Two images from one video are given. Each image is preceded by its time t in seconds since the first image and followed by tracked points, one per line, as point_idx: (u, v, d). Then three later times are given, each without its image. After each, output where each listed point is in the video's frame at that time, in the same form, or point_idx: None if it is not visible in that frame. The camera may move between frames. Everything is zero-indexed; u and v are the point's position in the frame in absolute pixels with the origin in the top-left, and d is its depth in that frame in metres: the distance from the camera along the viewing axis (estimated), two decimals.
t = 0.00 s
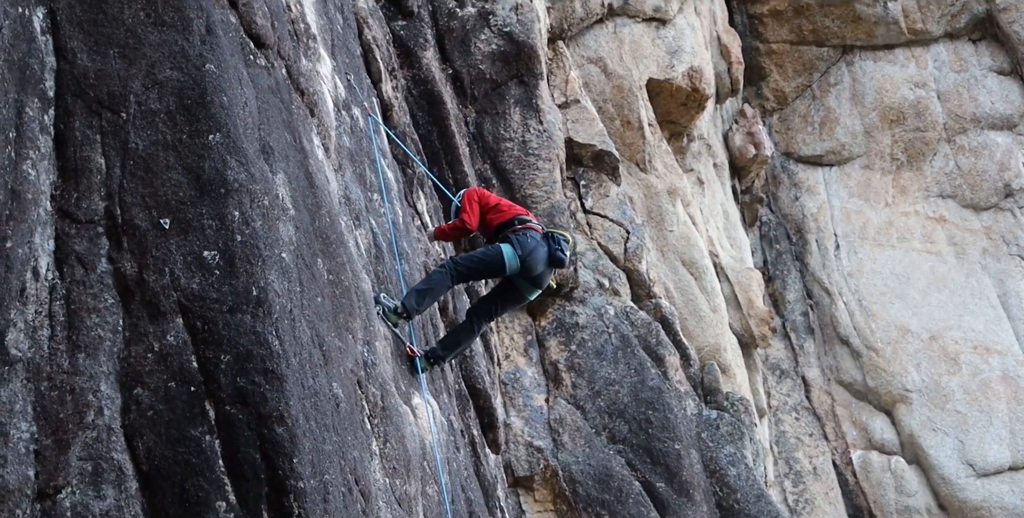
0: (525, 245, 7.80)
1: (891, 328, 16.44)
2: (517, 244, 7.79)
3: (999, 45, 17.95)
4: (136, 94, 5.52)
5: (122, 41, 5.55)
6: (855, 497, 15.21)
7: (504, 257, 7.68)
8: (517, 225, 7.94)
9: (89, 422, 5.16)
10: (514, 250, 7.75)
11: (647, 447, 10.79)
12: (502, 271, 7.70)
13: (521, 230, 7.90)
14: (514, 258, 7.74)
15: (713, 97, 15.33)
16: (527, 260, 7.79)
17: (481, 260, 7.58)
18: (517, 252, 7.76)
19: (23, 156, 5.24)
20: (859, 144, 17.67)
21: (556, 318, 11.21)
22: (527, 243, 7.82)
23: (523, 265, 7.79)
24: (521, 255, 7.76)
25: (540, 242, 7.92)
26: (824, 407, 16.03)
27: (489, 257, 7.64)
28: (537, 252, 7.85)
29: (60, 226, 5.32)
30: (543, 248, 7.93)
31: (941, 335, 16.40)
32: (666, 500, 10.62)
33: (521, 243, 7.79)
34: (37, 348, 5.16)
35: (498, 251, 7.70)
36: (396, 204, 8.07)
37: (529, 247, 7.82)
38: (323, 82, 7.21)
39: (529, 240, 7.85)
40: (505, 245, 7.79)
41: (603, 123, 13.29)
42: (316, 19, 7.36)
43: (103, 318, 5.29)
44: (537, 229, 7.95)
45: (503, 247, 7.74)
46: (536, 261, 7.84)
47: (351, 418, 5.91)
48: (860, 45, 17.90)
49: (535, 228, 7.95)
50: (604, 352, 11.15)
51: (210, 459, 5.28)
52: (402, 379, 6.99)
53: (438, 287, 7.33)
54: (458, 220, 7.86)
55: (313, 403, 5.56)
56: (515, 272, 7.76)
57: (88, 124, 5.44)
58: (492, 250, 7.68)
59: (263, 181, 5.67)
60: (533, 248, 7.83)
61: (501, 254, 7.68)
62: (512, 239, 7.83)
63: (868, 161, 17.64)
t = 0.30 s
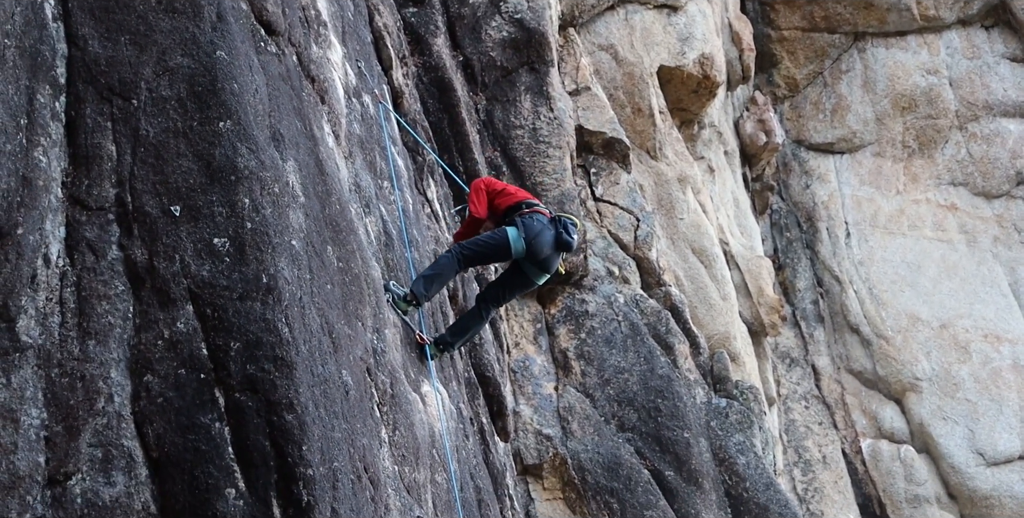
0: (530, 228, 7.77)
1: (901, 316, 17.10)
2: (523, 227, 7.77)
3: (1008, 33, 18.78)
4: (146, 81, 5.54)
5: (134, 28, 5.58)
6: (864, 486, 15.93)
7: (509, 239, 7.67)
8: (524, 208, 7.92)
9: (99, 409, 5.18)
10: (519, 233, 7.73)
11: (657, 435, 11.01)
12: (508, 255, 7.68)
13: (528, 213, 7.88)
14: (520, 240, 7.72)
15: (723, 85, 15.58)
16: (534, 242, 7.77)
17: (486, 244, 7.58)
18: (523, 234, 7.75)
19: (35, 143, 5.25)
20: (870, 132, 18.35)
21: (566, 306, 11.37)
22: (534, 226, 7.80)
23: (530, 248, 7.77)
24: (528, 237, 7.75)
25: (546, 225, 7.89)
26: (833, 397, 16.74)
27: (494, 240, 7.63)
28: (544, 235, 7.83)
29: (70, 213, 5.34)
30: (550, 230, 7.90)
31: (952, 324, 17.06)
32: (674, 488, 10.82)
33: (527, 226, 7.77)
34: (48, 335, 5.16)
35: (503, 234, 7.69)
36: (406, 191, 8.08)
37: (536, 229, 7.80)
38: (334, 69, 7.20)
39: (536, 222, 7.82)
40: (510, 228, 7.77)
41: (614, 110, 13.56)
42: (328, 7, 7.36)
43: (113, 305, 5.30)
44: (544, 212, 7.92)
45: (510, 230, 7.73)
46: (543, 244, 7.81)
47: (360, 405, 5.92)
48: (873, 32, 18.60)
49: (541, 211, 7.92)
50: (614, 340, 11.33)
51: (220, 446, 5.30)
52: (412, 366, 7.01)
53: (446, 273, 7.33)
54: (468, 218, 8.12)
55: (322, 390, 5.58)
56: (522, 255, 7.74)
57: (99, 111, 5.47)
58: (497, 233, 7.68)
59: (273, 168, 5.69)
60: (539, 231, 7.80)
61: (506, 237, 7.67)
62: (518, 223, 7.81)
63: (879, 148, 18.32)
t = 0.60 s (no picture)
0: (526, 220, 8.02)
1: (886, 306, 20.28)
2: (518, 220, 8.01)
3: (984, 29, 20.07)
4: (155, 84, 5.76)
5: (143, 33, 5.79)
6: (851, 470, 19.04)
7: (505, 232, 7.89)
8: (521, 201, 8.22)
9: (113, 401, 5.36)
10: (515, 226, 7.97)
11: (651, 423, 12.00)
12: (505, 247, 7.90)
13: (524, 207, 8.16)
14: (516, 232, 7.94)
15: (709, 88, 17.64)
16: (530, 235, 7.99)
17: (483, 237, 7.79)
18: (518, 227, 7.99)
19: (48, 145, 5.44)
20: (856, 127, 21.87)
21: (562, 298, 12.55)
22: (529, 218, 8.04)
23: (525, 241, 7.99)
24: (523, 229, 7.98)
25: (542, 218, 8.13)
26: (819, 386, 19.92)
27: (491, 234, 7.86)
28: (539, 228, 8.05)
29: (84, 212, 5.55)
30: (545, 223, 8.13)
31: (934, 313, 20.15)
32: (667, 472, 11.75)
33: (523, 218, 8.02)
34: (64, 330, 5.34)
35: (499, 228, 7.92)
36: (408, 188, 8.32)
37: (531, 222, 8.04)
38: (337, 71, 7.38)
39: (532, 215, 8.08)
40: (507, 221, 8.02)
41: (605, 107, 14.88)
42: (330, 10, 7.56)
43: (126, 301, 5.51)
44: (540, 206, 8.19)
45: (505, 223, 7.96)
46: (539, 236, 8.03)
47: (365, 396, 6.14)
48: (858, 32, 22.08)
49: (538, 205, 8.19)
50: (609, 330, 12.47)
51: (231, 435, 5.51)
52: (415, 357, 7.23)
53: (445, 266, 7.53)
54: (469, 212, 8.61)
55: (327, 381, 5.78)
56: (518, 247, 7.96)
57: (109, 113, 5.68)
58: (493, 227, 7.91)
59: (279, 167, 5.92)
60: (534, 224, 8.04)
61: (502, 229, 7.90)
62: (514, 216, 8.06)
63: (864, 143, 21.85)
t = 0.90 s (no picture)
0: (527, 222, 8.96)
1: (834, 294, 21.31)
2: (520, 222, 8.96)
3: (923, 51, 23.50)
4: (206, 105, 6.74)
5: (195, 61, 6.78)
6: (805, 434, 19.67)
7: (508, 232, 8.83)
8: (522, 206, 9.20)
9: (172, 378, 6.20)
10: (516, 226, 8.92)
11: (633, 396, 12.99)
12: (508, 245, 8.84)
13: (524, 211, 9.13)
14: (518, 232, 8.88)
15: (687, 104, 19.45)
16: (530, 234, 8.93)
17: (489, 237, 8.73)
18: (520, 228, 8.93)
19: (114, 158, 6.35)
20: (808, 141, 23.44)
21: (557, 289, 13.71)
22: (529, 220, 8.99)
23: (526, 240, 8.92)
24: (524, 229, 8.93)
25: (540, 220, 9.08)
26: (777, 359, 20.96)
27: (496, 234, 8.80)
28: (538, 228, 9.00)
29: (145, 216, 6.45)
30: (543, 224, 9.09)
31: (876, 300, 21.07)
32: (648, 437, 12.71)
33: (523, 220, 8.96)
34: (128, 316, 6.21)
35: (503, 228, 8.86)
36: (423, 194, 9.30)
37: (531, 223, 8.99)
38: (361, 94, 8.40)
39: (531, 218, 9.03)
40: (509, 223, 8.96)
41: (595, 125, 16.69)
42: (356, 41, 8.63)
43: (182, 291, 6.41)
44: (538, 209, 9.15)
45: (508, 225, 8.90)
46: (538, 236, 8.97)
47: (388, 372, 7.15)
48: (810, 59, 23.92)
49: (536, 208, 9.16)
50: (597, 315, 13.59)
51: (272, 407, 6.39)
52: (429, 339, 8.19)
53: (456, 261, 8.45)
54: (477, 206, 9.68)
55: (353, 360, 6.77)
56: (520, 245, 8.90)
57: (167, 130, 6.62)
58: (498, 228, 8.85)
59: (311, 176, 6.97)
60: (534, 225, 8.98)
61: (505, 230, 8.84)
62: (516, 219, 9.01)
63: (816, 155, 23.31)
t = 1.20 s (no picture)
0: (519, 228, 10.62)
1: (764, 288, 22.92)
2: (514, 228, 10.61)
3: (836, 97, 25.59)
4: (261, 133, 8.49)
5: (252, 98, 8.57)
6: (738, 399, 21.43)
7: (504, 236, 10.48)
8: (515, 214, 10.84)
9: (231, 351, 7.78)
10: (511, 232, 10.57)
11: (601, 365, 14.68)
12: (504, 247, 10.49)
13: (517, 218, 10.78)
14: (512, 237, 10.53)
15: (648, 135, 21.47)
16: (522, 238, 10.59)
17: (489, 241, 10.37)
18: (514, 233, 10.59)
19: (187, 175, 8.12)
20: (744, 165, 25.10)
21: (541, 281, 15.66)
22: (521, 227, 10.64)
23: (519, 243, 10.58)
24: (517, 234, 10.58)
25: (530, 227, 10.74)
26: (718, 337, 22.69)
27: (494, 238, 10.44)
28: (528, 233, 10.66)
29: (212, 221, 8.20)
30: (532, 230, 10.75)
31: (798, 292, 22.68)
32: (614, 401, 14.38)
33: (517, 227, 10.61)
34: (197, 300, 7.87)
35: (500, 233, 10.51)
36: (434, 205, 11.04)
37: (523, 229, 10.64)
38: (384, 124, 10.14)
39: (523, 225, 10.68)
40: (505, 229, 10.61)
41: (572, 149, 18.86)
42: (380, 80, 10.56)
43: (240, 281, 8.07)
44: (529, 217, 10.81)
45: (505, 230, 10.55)
46: (528, 239, 10.63)
47: (405, 348, 8.79)
48: (745, 101, 25.84)
49: (527, 217, 10.81)
50: (573, 303, 15.42)
51: (311, 375, 7.94)
52: (439, 320, 9.95)
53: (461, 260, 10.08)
54: (478, 213, 11.35)
55: (376, 338, 8.40)
56: (513, 248, 10.55)
57: (230, 152, 8.39)
58: (496, 233, 10.50)
59: (345, 190, 8.66)
60: (525, 231, 10.64)
61: (502, 234, 10.49)
62: (511, 225, 10.66)
63: (750, 177, 24.94)
